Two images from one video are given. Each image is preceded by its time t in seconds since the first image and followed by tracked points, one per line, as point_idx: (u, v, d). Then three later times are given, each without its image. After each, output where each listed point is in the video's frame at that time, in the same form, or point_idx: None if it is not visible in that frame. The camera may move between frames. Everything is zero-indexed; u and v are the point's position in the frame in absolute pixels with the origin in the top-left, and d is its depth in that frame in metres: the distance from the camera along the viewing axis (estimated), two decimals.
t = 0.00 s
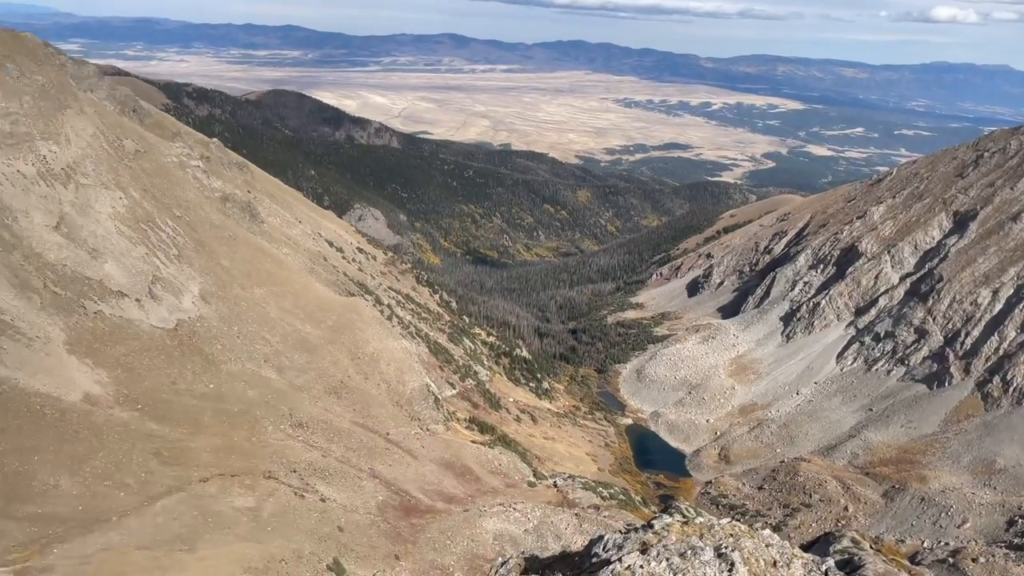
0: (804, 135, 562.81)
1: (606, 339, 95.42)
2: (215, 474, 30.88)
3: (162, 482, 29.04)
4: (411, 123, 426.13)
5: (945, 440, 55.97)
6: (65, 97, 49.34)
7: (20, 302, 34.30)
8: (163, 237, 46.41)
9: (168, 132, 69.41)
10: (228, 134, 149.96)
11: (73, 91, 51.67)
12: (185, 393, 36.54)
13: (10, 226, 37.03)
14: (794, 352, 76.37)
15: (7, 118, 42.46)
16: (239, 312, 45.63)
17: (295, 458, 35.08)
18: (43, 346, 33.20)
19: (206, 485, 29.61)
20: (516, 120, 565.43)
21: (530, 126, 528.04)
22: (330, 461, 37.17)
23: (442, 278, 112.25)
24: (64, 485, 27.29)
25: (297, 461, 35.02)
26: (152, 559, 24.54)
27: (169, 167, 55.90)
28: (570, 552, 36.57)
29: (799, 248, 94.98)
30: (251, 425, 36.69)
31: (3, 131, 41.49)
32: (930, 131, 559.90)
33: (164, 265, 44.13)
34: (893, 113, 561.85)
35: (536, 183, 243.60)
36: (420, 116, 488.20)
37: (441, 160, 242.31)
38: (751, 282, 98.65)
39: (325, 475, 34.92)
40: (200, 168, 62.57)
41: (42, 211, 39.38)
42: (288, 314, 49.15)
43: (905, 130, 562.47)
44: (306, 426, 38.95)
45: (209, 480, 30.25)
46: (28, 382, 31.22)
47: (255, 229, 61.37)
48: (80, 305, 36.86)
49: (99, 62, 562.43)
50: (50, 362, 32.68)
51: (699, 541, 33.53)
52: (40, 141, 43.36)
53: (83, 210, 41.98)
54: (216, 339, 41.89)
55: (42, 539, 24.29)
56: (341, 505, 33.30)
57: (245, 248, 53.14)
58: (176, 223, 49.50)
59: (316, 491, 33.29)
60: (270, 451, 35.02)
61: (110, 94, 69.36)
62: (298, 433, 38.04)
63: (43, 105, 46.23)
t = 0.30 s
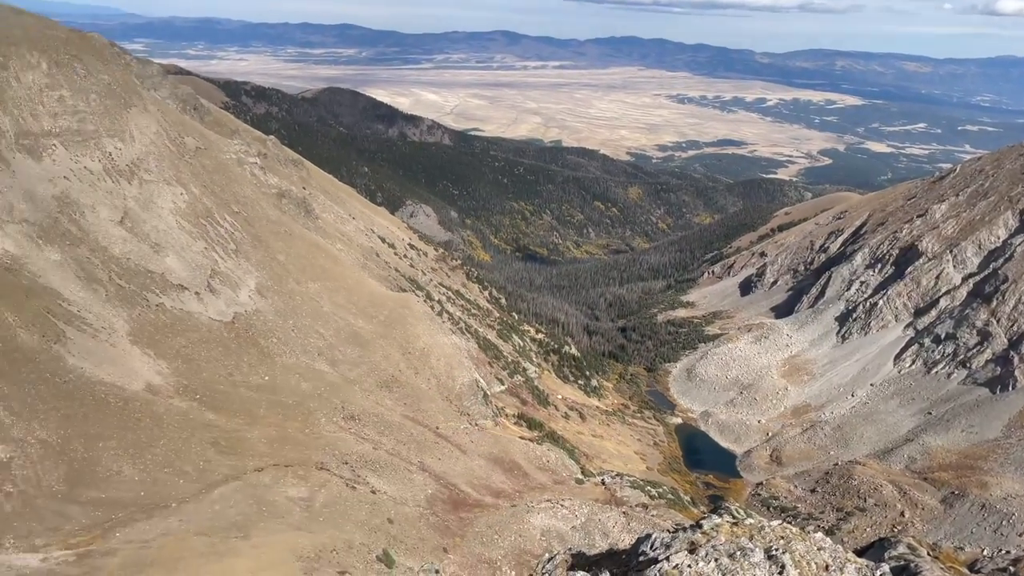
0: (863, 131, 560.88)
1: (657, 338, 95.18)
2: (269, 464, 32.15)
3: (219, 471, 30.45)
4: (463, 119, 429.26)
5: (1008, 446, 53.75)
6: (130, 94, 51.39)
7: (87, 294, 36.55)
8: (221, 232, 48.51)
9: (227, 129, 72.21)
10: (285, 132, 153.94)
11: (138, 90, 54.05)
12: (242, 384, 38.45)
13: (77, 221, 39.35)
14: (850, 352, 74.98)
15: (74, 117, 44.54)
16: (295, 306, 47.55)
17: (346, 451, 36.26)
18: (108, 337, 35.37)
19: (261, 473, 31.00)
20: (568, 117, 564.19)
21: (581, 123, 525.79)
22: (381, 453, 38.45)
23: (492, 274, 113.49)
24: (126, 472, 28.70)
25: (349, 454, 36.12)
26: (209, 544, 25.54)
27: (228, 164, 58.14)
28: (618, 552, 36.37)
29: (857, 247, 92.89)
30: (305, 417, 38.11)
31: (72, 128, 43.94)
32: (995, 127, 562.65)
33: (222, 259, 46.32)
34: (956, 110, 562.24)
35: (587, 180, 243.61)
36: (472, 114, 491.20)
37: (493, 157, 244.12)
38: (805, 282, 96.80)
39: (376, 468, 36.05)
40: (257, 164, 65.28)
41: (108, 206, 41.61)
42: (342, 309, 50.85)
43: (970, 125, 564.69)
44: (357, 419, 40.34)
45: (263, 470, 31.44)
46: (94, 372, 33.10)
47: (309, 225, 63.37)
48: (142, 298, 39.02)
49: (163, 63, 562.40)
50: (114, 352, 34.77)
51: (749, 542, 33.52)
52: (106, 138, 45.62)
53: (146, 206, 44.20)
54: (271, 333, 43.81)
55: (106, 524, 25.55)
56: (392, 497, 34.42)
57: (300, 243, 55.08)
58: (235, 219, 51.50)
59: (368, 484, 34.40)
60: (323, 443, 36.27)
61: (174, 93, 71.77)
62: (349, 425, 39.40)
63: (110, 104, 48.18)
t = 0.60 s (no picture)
0: (939, 125, 557.25)
1: (718, 337, 93.30)
2: (331, 455, 33.05)
3: (283, 461, 31.47)
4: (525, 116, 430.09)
5: None
6: (202, 93, 53.36)
7: (160, 286, 38.17)
8: (287, 227, 49.92)
9: (294, 127, 74.41)
10: (349, 130, 156.95)
11: (210, 89, 56.11)
12: (306, 376, 39.63)
13: (151, 216, 41.33)
14: (921, 355, 71.51)
15: (150, 115, 46.69)
16: (357, 300, 48.59)
17: (406, 445, 36.61)
18: (180, 328, 36.90)
19: (323, 464, 31.84)
20: (629, 113, 557.59)
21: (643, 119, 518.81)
22: (441, 448, 38.94)
23: (551, 270, 113.19)
24: (196, 459, 29.94)
25: (408, 447, 36.62)
26: (273, 532, 26.54)
27: (294, 161, 59.82)
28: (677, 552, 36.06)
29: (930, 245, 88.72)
30: (366, 410, 38.94)
31: (149, 126, 46.14)
32: None
33: (288, 254, 47.71)
34: None
35: (648, 176, 240.68)
36: (532, 110, 490.58)
37: (553, 153, 243.52)
38: (874, 281, 93.14)
39: (435, 461, 36.57)
40: (322, 161, 66.96)
41: (180, 201, 43.44)
42: (403, 304, 51.64)
43: None
44: (417, 412, 40.98)
45: (326, 461, 32.25)
46: (167, 363, 34.65)
47: (372, 221, 64.66)
48: (211, 291, 40.54)
49: (233, 63, 561.70)
50: (185, 343, 36.28)
51: (812, 547, 32.53)
52: (179, 136, 47.76)
53: (216, 202, 45.98)
54: (335, 327, 44.93)
55: (176, 508, 26.76)
56: (450, 491, 34.69)
57: (363, 239, 56.24)
58: (301, 216, 52.84)
59: (427, 476, 34.96)
60: (385, 436, 36.77)
61: (244, 92, 73.96)
62: (409, 419, 40.04)
63: (183, 103, 50.06)
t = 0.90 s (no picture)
0: None
1: (808, 343, 89.53)
2: (413, 450, 33.75)
3: (367, 455, 32.37)
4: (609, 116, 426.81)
5: None
6: (296, 97, 55.59)
7: (254, 283, 40.06)
8: (374, 227, 51.22)
9: (383, 129, 76.55)
10: (435, 132, 159.81)
11: (304, 92, 58.41)
12: (390, 372, 40.65)
13: (247, 215, 43.41)
14: None
15: (248, 118, 49.04)
16: (440, 299, 49.34)
17: (486, 443, 36.82)
18: (272, 323, 38.59)
19: (405, 459, 32.42)
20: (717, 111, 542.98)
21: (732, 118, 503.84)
22: (521, 448, 39.05)
23: (634, 272, 111.51)
24: (285, 450, 31.22)
25: (489, 445, 36.80)
26: (357, 524, 27.33)
27: (382, 162, 61.45)
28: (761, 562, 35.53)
29: None
30: (448, 407, 39.50)
31: (246, 129, 48.51)
32: None
33: (376, 253, 48.97)
34: None
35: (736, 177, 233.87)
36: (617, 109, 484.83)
37: (637, 153, 240.01)
38: (978, 287, 87.21)
39: (515, 460, 36.64)
40: (409, 162, 68.49)
41: (274, 201, 45.41)
42: (485, 303, 51.95)
43: None
44: (498, 411, 41.25)
45: (408, 456, 32.86)
46: (260, 357, 36.30)
47: (457, 221, 65.56)
48: (302, 288, 42.21)
49: (326, 66, 561.79)
50: (277, 338, 37.94)
51: (908, 563, 30.73)
52: (275, 138, 49.97)
53: (309, 202, 47.82)
54: (419, 324, 45.86)
55: (266, 498, 27.90)
56: (528, 491, 34.67)
57: (448, 239, 57.04)
58: (389, 216, 54.15)
59: (506, 475, 35.05)
60: (466, 434, 37.12)
61: (336, 95, 76.40)
62: (489, 417, 40.34)
63: (279, 106, 52.29)
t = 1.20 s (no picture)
0: None
1: (880, 366, 85.88)
2: (471, 457, 33.92)
3: (425, 461, 32.69)
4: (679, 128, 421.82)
5: None
6: (368, 105, 57.06)
7: (323, 287, 41.17)
8: (439, 234, 51.74)
9: (452, 138, 77.72)
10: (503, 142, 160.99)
11: (376, 101, 59.92)
12: (451, 379, 41.01)
13: (318, 221, 44.68)
14: None
15: (322, 126, 50.60)
16: (501, 307, 49.45)
17: (544, 454, 36.61)
18: (338, 327, 39.57)
19: (463, 466, 32.50)
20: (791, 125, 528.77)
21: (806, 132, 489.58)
22: (580, 461, 38.67)
23: (700, 286, 109.28)
24: (346, 452, 31.85)
25: (547, 457, 36.52)
26: (414, 529, 27.57)
27: (450, 171, 62.34)
28: None
29: None
30: (507, 416, 39.52)
31: (319, 137, 49.98)
32: None
33: (440, 260, 49.49)
34: None
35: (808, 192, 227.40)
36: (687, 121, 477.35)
37: (705, 166, 235.93)
38: None
39: (573, 472, 36.24)
40: (476, 171, 69.18)
41: (344, 207, 46.62)
42: (547, 313, 51.70)
43: None
44: (557, 422, 40.98)
45: (466, 464, 32.93)
46: (326, 360, 37.23)
47: (521, 231, 65.75)
48: (368, 293, 43.14)
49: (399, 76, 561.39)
50: (343, 341, 38.86)
51: None
52: (347, 146, 51.37)
53: (377, 209, 48.88)
54: (481, 332, 46.07)
55: (326, 498, 28.47)
56: (585, 504, 34.28)
57: (511, 248, 57.15)
58: (454, 223, 54.70)
59: (563, 487, 34.73)
60: (524, 444, 36.97)
61: (407, 105, 77.98)
62: (548, 429, 40.12)
63: (352, 114, 53.75)
